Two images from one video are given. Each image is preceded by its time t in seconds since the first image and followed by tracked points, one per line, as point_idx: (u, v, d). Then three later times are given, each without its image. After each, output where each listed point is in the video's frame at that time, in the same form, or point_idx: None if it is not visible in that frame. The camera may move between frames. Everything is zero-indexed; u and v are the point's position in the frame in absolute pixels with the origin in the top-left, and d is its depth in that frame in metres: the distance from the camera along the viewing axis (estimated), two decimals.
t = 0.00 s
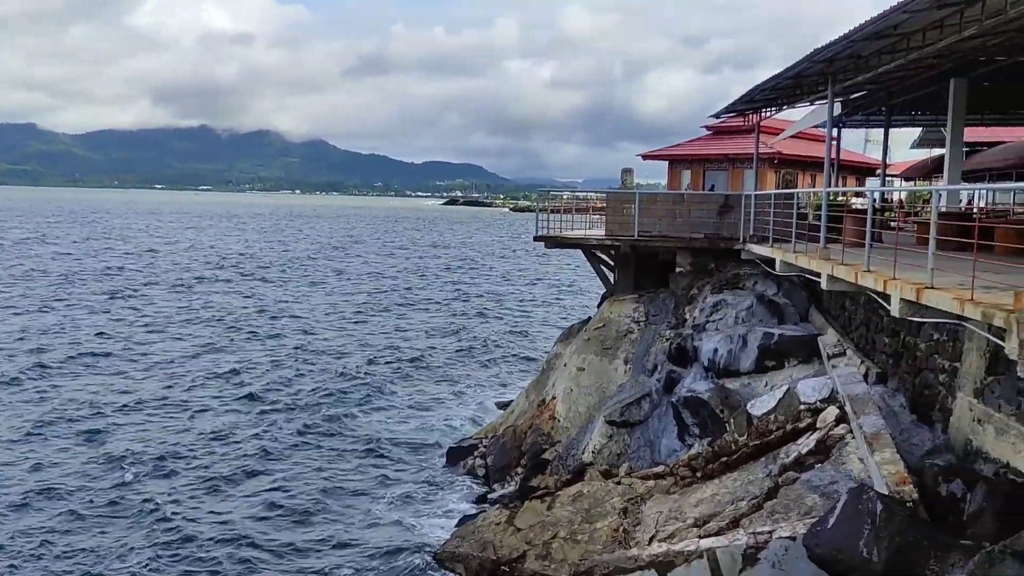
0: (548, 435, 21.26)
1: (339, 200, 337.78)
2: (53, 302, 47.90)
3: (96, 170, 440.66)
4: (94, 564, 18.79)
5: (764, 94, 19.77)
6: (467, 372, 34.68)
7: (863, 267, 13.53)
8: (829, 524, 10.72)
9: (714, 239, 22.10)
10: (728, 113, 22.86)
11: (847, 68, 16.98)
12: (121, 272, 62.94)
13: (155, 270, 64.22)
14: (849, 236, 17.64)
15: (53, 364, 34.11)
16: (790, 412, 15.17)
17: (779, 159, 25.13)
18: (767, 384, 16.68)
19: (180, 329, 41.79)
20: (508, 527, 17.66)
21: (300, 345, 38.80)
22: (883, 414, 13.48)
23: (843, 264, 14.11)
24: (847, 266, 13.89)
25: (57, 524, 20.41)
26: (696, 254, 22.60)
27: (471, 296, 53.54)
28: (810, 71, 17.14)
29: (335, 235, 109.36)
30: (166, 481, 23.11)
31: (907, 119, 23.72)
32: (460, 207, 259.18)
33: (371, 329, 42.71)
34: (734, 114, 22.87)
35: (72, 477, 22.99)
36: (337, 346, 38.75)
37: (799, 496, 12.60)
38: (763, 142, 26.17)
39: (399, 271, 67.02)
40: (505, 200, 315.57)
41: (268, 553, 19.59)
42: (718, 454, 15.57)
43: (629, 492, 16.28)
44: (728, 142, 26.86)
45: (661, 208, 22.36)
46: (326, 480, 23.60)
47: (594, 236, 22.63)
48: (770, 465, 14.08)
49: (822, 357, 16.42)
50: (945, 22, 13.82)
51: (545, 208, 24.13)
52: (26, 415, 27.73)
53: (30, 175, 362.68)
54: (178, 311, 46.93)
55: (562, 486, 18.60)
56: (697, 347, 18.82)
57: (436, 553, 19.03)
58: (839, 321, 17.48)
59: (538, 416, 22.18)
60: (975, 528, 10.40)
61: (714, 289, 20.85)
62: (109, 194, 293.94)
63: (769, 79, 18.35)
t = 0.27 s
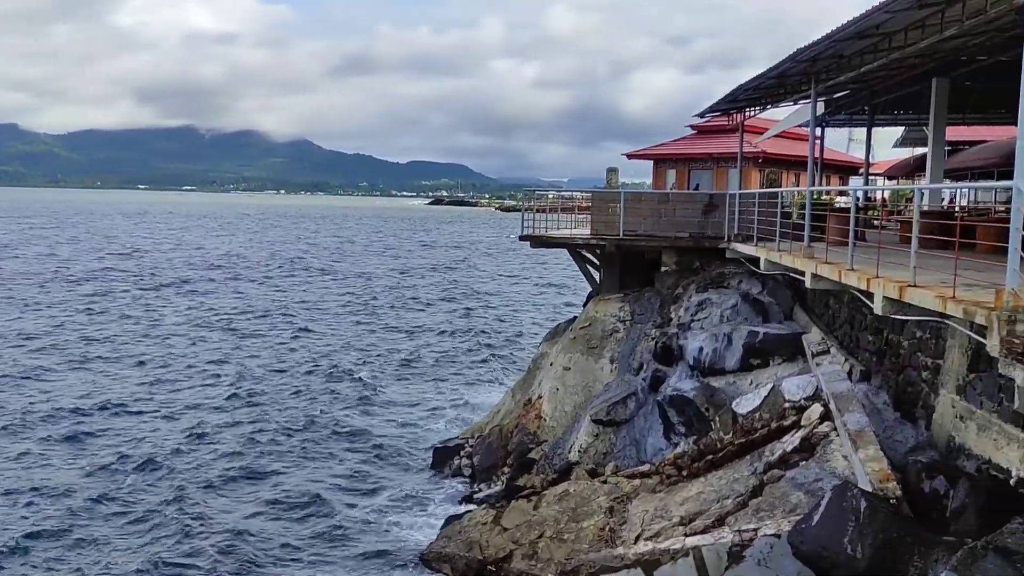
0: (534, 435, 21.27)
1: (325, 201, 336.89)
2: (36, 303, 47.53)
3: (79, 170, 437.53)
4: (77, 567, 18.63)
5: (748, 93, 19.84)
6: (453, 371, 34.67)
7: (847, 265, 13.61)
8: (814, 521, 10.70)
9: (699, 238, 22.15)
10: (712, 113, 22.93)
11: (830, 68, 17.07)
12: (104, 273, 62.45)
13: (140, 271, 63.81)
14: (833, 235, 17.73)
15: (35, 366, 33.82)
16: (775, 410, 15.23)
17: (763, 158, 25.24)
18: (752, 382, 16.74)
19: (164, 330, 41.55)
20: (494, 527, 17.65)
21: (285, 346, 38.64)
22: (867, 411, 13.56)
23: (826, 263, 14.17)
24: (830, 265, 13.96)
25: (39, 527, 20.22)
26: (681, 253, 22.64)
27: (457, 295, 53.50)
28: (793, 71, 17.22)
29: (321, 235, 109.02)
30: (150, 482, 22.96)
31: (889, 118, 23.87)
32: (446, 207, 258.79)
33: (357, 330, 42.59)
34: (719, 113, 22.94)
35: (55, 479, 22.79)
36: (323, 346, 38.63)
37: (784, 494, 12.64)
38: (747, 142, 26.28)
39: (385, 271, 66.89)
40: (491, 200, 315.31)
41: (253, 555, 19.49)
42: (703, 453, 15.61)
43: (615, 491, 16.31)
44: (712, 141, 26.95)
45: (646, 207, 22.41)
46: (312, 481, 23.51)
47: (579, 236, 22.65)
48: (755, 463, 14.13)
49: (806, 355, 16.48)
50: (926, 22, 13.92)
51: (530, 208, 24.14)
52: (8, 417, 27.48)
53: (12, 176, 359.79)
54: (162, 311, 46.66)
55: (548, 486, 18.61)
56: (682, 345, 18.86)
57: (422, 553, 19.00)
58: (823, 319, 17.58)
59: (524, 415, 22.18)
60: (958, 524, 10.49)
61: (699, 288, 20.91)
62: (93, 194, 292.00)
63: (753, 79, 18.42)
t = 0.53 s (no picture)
0: (524, 433, 21.29)
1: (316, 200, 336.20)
2: (25, 303, 47.29)
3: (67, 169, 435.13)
4: (65, 567, 18.53)
5: (736, 92, 19.91)
6: (443, 371, 34.66)
7: (835, 263, 13.67)
8: (803, 518, 10.75)
9: (688, 236, 22.20)
10: (701, 111, 22.98)
11: (818, 67, 17.14)
12: (92, 272, 62.11)
13: (129, 270, 63.55)
14: (821, 233, 17.79)
15: (23, 366, 33.63)
16: (764, 407, 15.28)
17: (752, 156, 25.31)
18: (741, 380, 16.79)
19: (154, 330, 41.39)
20: (484, 525, 17.66)
21: (275, 345, 38.55)
22: (855, 409, 13.63)
23: (815, 261, 14.23)
24: (819, 263, 14.01)
25: (27, 527, 20.11)
26: (670, 252, 22.68)
27: (448, 295, 53.46)
28: (781, 69, 17.28)
29: (312, 235, 108.72)
30: (139, 482, 22.85)
31: (877, 117, 23.96)
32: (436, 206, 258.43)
33: (348, 329, 42.50)
34: (708, 112, 22.99)
35: (43, 480, 22.67)
36: (313, 346, 38.55)
37: (773, 491, 12.69)
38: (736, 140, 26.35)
39: (375, 270, 66.80)
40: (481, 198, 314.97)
41: (243, 554, 19.44)
42: (693, 450, 15.65)
43: (605, 489, 16.34)
44: (701, 139, 27.01)
45: (636, 205, 22.44)
46: (302, 481, 23.46)
47: (569, 234, 22.68)
48: (745, 460, 14.18)
49: (795, 353, 16.55)
50: (912, 21, 13.99)
51: (520, 206, 24.15)
52: None
53: None
54: (152, 311, 46.49)
55: (538, 484, 18.62)
56: (672, 344, 18.90)
57: (413, 552, 19.00)
58: (812, 317, 17.64)
59: (515, 414, 22.20)
60: (945, 521, 10.55)
61: (688, 286, 20.95)
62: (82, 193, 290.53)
63: (741, 78, 18.47)
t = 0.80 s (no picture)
0: (518, 431, 21.29)
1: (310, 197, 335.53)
2: (17, 301, 47.10)
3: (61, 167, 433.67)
4: (57, 566, 18.45)
5: (730, 89, 19.90)
6: (438, 368, 34.63)
7: (828, 260, 13.67)
8: (796, 514, 10.78)
9: (682, 233, 22.19)
10: (695, 108, 22.96)
11: (812, 64, 17.13)
12: (86, 270, 61.90)
13: (122, 269, 63.34)
14: (815, 230, 17.79)
15: (16, 364, 33.48)
16: (757, 404, 15.29)
17: (746, 153, 25.33)
18: (735, 377, 16.79)
19: (147, 328, 41.25)
20: (478, 523, 17.64)
21: (269, 343, 38.45)
22: (848, 405, 13.65)
23: (808, 258, 14.23)
24: (812, 260, 14.02)
25: (19, 526, 20.01)
26: (664, 249, 22.67)
27: (442, 292, 53.43)
28: (774, 67, 17.27)
29: (306, 233, 108.50)
30: (132, 481, 22.77)
31: (871, 114, 23.99)
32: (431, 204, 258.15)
33: (342, 327, 42.40)
34: (702, 109, 22.98)
35: (35, 478, 22.58)
36: (307, 343, 38.48)
37: (767, 488, 12.70)
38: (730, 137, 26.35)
39: (369, 268, 66.74)
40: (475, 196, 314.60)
41: (236, 553, 19.38)
42: (687, 447, 15.66)
43: (599, 487, 16.34)
44: (695, 137, 27.01)
45: (629, 203, 22.41)
46: (296, 479, 23.41)
47: (563, 232, 22.65)
48: (738, 457, 14.19)
49: (789, 350, 16.56)
50: (905, 18, 13.99)
51: (514, 204, 24.12)
52: None
53: None
54: (145, 309, 46.36)
55: (533, 481, 18.62)
56: (665, 341, 18.90)
57: (407, 550, 18.98)
58: (806, 314, 17.66)
59: (509, 411, 22.20)
60: (938, 517, 10.55)
61: (682, 284, 20.94)
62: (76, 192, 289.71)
63: (735, 75, 18.46)
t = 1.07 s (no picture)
0: (519, 427, 21.31)
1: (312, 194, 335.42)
2: (19, 297, 47.12)
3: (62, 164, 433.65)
4: (58, 563, 18.46)
5: (732, 85, 19.86)
6: (439, 365, 34.64)
7: (829, 257, 13.66)
8: (798, 511, 10.79)
9: (683, 230, 22.17)
10: (696, 105, 22.93)
11: (813, 60, 17.11)
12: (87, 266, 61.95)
13: (123, 265, 63.35)
14: (816, 226, 17.78)
15: (18, 361, 33.51)
16: (759, 401, 15.29)
17: (747, 150, 25.31)
18: (736, 374, 16.79)
19: (148, 324, 41.27)
20: (480, 520, 17.66)
21: (270, 340, 38.46)
22: (850, 402, 13.65)
23: (810, 255, 14.23)
24: (813, 256, 14.01)
25: (21, 522, 20.04)
26: (665, 246, 22.65)
27: (444, 289, 53.42)
28: (776, 63, 17.25)
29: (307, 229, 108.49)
30: (133, 477, 22.80)
31: (872, 110, 23.95)
32: (433, 201, 257.95)
33: (343, 323, 42.42)
34: (703, 105, 22.96)
35: (37, 475, 22.61)
36: (309, 340, 38.49)
37: (768, 485, 12.70)
38: (732, 134, 26.33)
39: (371, 264, 66.76)
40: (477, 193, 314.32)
41: (237, 549, 19.39)
42: (688, 444, 15.66)
43: (600, 483, 16.36)
44: (696, 133, 26.98)
45: (631, 199, 22.40)
46: (298, 476, 23.42)
47: (564, 228, 22.64)
48: (740, 454, 14.19)
49: (790, 347, 16.55)
50: (907, 14, 13.96)
51: (515, 200, 24.11)
52: None
53: None
54: (146, 305, 46.39)
55: (534, 478, 18.63)
56: (667, 338, 18.89)
57: (409, 546, 19.00)
58: (807, 310, 17.65)
59: (510, 408, 22.22)
60: (939, 514, 10.53)
61: (683, 280, 20.93)
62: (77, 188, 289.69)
63: (736, 71, 18.42)
